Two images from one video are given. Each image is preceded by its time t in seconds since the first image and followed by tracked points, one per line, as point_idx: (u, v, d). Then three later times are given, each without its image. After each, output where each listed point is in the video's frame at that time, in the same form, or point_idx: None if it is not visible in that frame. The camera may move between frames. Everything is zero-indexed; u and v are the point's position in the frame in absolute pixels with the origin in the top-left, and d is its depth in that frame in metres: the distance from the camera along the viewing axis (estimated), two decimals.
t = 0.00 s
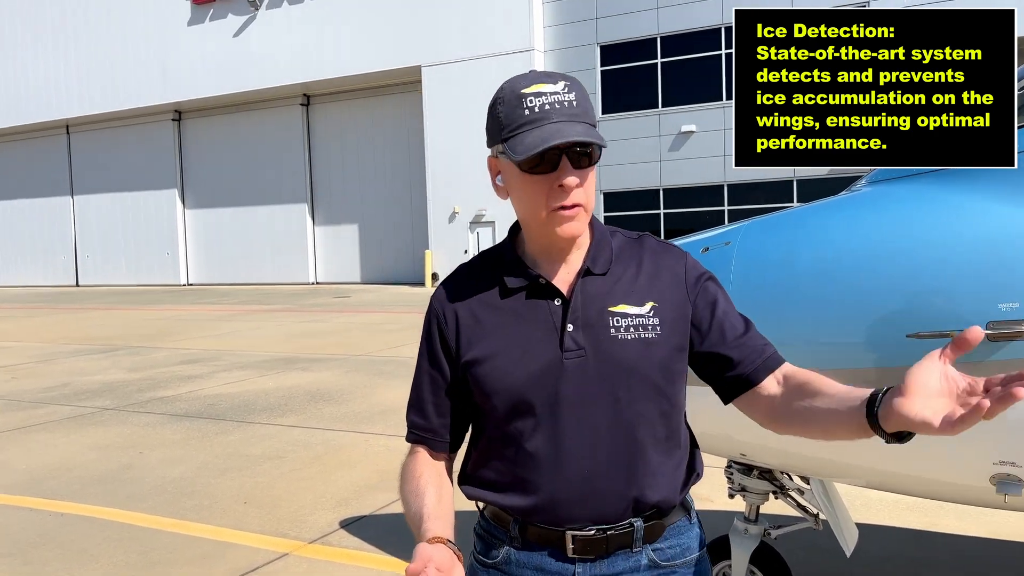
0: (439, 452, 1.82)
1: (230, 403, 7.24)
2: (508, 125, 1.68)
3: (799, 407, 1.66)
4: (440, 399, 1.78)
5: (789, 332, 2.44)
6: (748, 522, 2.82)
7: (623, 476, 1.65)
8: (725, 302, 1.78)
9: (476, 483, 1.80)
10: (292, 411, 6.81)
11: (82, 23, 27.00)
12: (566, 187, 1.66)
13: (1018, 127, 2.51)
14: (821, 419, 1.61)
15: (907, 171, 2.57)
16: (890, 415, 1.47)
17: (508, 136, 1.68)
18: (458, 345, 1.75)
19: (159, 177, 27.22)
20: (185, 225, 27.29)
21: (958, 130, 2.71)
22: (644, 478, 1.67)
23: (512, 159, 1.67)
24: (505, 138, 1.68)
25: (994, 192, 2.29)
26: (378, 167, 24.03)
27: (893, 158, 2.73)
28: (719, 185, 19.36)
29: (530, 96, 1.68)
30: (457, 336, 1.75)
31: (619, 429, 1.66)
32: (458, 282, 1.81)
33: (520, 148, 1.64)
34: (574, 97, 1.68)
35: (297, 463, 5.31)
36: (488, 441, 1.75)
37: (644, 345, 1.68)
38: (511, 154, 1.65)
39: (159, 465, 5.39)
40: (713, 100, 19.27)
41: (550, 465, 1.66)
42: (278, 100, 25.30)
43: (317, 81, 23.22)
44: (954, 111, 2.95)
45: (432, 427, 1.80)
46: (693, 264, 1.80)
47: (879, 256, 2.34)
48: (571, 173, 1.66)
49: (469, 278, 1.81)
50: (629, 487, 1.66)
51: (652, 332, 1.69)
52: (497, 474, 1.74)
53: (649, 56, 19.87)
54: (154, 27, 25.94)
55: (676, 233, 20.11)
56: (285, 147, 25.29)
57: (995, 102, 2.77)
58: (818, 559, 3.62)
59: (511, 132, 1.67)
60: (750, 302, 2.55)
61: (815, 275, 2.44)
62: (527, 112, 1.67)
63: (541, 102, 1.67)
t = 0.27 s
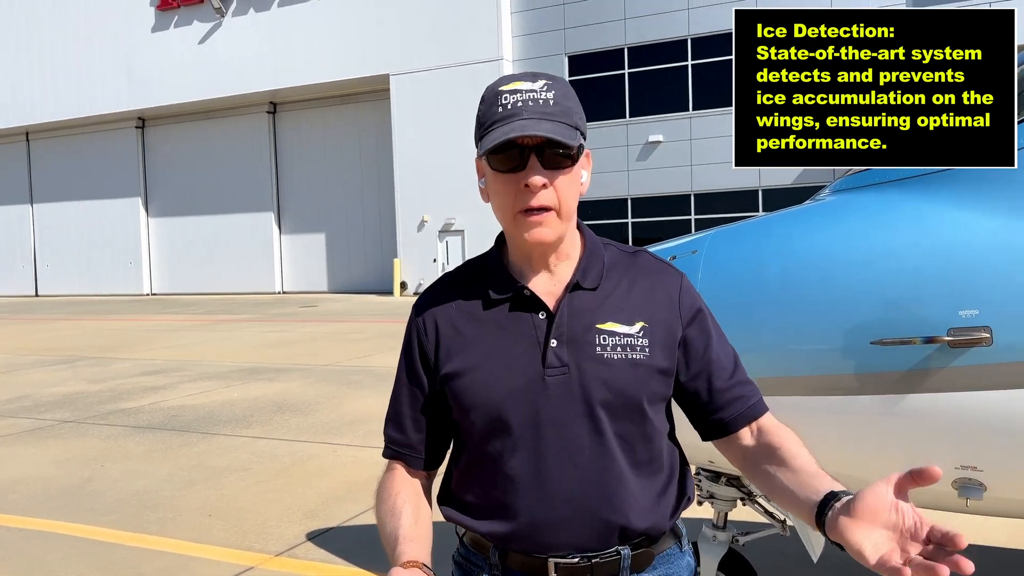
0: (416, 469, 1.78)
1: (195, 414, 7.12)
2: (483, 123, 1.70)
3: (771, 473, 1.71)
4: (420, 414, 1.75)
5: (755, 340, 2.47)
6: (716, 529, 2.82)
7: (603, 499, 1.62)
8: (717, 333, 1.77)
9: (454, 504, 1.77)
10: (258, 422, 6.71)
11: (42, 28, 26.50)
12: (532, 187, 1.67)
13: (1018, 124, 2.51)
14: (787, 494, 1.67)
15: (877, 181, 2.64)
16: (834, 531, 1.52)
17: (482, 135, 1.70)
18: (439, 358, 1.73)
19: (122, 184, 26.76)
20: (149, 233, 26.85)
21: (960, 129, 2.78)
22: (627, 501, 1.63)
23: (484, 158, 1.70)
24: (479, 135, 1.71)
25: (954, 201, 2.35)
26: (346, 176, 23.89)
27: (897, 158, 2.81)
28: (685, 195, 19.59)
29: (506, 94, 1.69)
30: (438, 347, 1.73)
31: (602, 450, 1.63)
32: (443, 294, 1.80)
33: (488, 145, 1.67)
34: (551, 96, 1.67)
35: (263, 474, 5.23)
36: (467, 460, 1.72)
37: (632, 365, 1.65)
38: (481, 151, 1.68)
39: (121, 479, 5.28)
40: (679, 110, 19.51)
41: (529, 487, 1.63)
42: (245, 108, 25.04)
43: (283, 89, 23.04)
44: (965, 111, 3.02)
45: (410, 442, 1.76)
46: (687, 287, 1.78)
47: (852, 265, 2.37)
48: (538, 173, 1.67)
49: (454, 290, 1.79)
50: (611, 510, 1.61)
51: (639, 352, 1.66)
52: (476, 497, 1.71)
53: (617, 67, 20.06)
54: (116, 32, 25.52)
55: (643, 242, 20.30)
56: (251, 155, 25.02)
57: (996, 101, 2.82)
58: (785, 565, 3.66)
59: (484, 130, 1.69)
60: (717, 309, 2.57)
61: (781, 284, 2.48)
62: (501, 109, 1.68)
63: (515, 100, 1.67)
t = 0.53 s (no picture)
0: (387, 488, 1.69)
1: (165, 429, 7.00)
2: (474, 129, 1.68)
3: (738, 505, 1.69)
4: (391, 426, 1.68)
5: (729, 350, 2.49)
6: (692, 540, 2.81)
7: (580, 522, 1.58)
8: (702, 357, 1.74)
9: (426, 524, 1.72)
10: (230, 436, 6.62)
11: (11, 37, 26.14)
12: (522, 198, 1.64)
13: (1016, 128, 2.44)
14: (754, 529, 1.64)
15: (851, 193, 2.67)
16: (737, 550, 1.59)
17: (472, 141, 1.67)
18: (413, 369, 1.67)
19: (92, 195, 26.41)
20: (119, 245, 26.51)
21: (959, 129, 2.61)
22: (605, 525, 1.61)
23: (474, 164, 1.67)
24: (469, 142, 1.68)
25: (924, 213, 2.40)
26: (320, 187, 23.76)
27: (892, 159, 2.64)
28: (659, 207, 19.79)
29: (499, 100, 1.66)
30: (412, 358, 1.68)
31: (581, 471, 1.60)
32: (420, 302, 1.74)
33: (478, 151, 1.64)
34: (546, 104, 1.65)
35: (234, 489, 5.15)
36: (439, 477, 1.67)
37: (614, 385, 1.61)
38: (471, 157, 1.66)
39: (88, 494, 5.17)
40: (652, 123, 19.71)
41: (505, 509, 1.59)
42: (217, 119, 24.86)
43: (257, 100, 22.93)
44: (970, 100, 2.81)
45: (378, 457, 1.68)
46: (672, 301, 1.74)
47: (830, 276, 2.39)
48: (529, 184, 1.65)
49: (431, 299, 1.74)
50: (587, 534, 1.58)
51: (623, 371, 1.62)
52: (451, 519, 1.66)
53: (591, 80, 20.25)
54: (87, 41, 25.23)
55: (617, 254, 20.47)
56: (224, 166, 24.83)
57: (994, 103, 2.69)
58: None
59: (475, 136, 1.66)
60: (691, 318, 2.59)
61: (755, 295, 2.50)
62: (494, 116, 1.66)
63: (509, 107, 1.65)
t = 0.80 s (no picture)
0: (344, 499, 1.73)
1: (149, 438, 6.94)
2: (452, 134, 1.71)
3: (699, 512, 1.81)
4: (358, 437, 1.70)
5: (716, 360, 2.50)
6: (679, 549, 2.85)
7: (558, 531, 1.61)
8: (670, 365, 1.83)
9: (395, 536, 1.73)
10: (215, 446, 6.57)
11: None
12: (499, 205, 1.68)
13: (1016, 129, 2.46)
14: (714, 535, 1.76)
15: (838, 203, 2.68)
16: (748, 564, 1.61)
17: (450, 145, 1.70)
18: (386, 380, 1.69)
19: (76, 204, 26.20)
20: (103, 254, 26.28)
21: (957, 127, 2.64)
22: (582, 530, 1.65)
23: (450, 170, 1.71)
24: (446, 147, 1.71)
25: (909, 222, 2.43)
26: (307, 195, 23.68)
27: (897, 157, 2.65)
28: (646, 216, 19.88)
29: (478, 106, 1.70)
30: (382, 370, 1.70)
31: (558, 478, 1.64)
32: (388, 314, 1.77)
33: (456, 156, 1.67)
34: (524, 112, 1.70)
35: (220, 500, 5.12)
36: (413, 489, 1.68)
37: (591, 393, 1.67)
38: (448, 162, 1.69)
39: (71, 505, 5.11)
40: (638, 133, 19.81)
41: (484, 518, 1.61)
42: (204, 127, 24.76)
43: (243, 108, 22.86)
44: (969, 101, 2.87)
45: (344, 471, 1.72)
46: (642, 312, 1.83)
47: (813, 287, 2.41)
48: (507, 192, 1.69)
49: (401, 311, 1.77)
50: (565, 541, 1.61)
51: (598, 379, 1.68)
52: (423, 534, 1.67)
53: (578, 90, 20.32)
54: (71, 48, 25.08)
55: (605, 263, 20.50)
56: (210, 174, 24.71)
57: (995, 103, 2.70)
58: None
59: (453, 141, 1.70)
60: (676, 328, 2.59)
61: (741, 305, 2.51)
62: (472, 121, 1.69)
63: (487, 113, 1.69)
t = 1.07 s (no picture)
0: (294, 509, 1.63)
1: (153, 441, 6.94)
2: (405, 125, 1.65)
3: (627, 526, 1.85)
4: (299, 447, 1.60)
5: (724, 362, 2.48)
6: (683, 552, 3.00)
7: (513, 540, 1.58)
8: (614, 373, 1.84)
9: (340, 547, 1.64)
10: (219, 449, 6.58)
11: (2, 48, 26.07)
12: (452, 201, 1.63)
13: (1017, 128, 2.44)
14: (637, 555, 1.81)
15: (843, 206, 2.66)
16: None
17: (403, 138, 1.64)
18: (331, 385, 1.60)
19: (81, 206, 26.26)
20: (108, 257, 26.33)
21: (958, 127, 2.60)
22: (533, 539, 1.62)
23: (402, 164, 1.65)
24: (398, 139, 1.65)
25: (915, 225, 2.41)
26: (311, 198, 23.71)
27: (896, 156, 2.66)
28: (651, 220, 19.89)
29: (434, 99, 1.64)
30: (328, 376, 1.61)
31: (513, 484, 1.61)
32: (334, 316, 1.68)
33: (409, 148, 1.61)
34: (481, 107, 1.65)
35: (223, 503, 5.11)
36: (358, 498, 1.60)
37: (549, 398, 1.65)
38: (398, 155, 1.63)
39: (75, 508, 5.12)
40: (643, 136, 19.82)
41: (439, 531, 1.55)
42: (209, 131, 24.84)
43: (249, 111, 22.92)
44: (970, 101, 2.86)
45: (290, 482, 1.61)
46: (591, 318, 1.84)
47: (818, 286, 2.41)
48: (460, 187, 1.64)
49: (348, 312, 1.69)
50: (518, 550, 1.58)
51: (554, 383, 1.67)
52: (368, 547, 1.59)
53: (583, 93, 20.35)
54: (77, 51, 25.19)
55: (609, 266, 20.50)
56: (215, 177, 24.78)
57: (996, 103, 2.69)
58: None
59: (406, 134, 1.64)
60: (681, 332, 2.58)
61: (748, 306, 2.50)
62: (427, 114, 1.64)
63: (443, 106, 1.63)
